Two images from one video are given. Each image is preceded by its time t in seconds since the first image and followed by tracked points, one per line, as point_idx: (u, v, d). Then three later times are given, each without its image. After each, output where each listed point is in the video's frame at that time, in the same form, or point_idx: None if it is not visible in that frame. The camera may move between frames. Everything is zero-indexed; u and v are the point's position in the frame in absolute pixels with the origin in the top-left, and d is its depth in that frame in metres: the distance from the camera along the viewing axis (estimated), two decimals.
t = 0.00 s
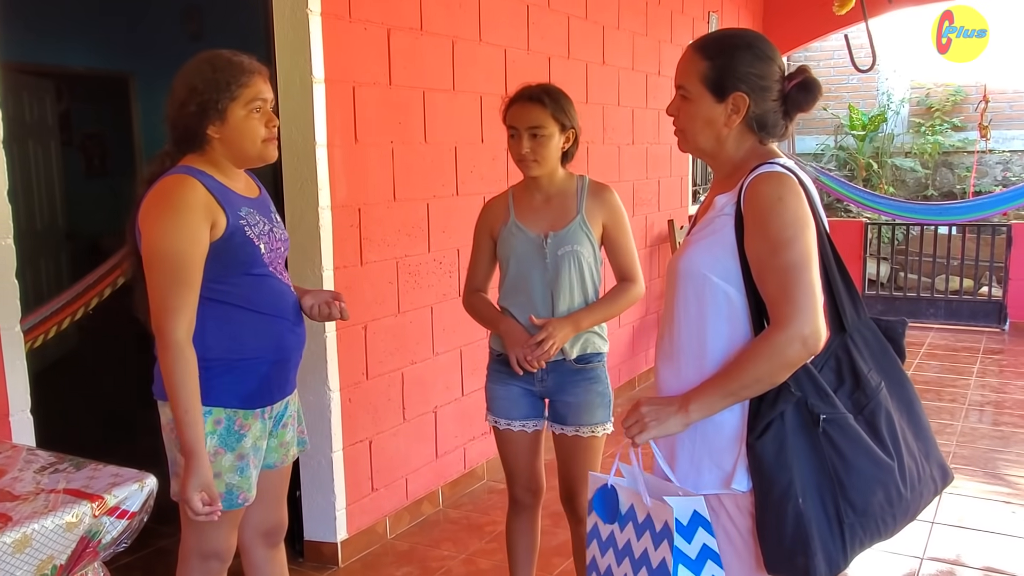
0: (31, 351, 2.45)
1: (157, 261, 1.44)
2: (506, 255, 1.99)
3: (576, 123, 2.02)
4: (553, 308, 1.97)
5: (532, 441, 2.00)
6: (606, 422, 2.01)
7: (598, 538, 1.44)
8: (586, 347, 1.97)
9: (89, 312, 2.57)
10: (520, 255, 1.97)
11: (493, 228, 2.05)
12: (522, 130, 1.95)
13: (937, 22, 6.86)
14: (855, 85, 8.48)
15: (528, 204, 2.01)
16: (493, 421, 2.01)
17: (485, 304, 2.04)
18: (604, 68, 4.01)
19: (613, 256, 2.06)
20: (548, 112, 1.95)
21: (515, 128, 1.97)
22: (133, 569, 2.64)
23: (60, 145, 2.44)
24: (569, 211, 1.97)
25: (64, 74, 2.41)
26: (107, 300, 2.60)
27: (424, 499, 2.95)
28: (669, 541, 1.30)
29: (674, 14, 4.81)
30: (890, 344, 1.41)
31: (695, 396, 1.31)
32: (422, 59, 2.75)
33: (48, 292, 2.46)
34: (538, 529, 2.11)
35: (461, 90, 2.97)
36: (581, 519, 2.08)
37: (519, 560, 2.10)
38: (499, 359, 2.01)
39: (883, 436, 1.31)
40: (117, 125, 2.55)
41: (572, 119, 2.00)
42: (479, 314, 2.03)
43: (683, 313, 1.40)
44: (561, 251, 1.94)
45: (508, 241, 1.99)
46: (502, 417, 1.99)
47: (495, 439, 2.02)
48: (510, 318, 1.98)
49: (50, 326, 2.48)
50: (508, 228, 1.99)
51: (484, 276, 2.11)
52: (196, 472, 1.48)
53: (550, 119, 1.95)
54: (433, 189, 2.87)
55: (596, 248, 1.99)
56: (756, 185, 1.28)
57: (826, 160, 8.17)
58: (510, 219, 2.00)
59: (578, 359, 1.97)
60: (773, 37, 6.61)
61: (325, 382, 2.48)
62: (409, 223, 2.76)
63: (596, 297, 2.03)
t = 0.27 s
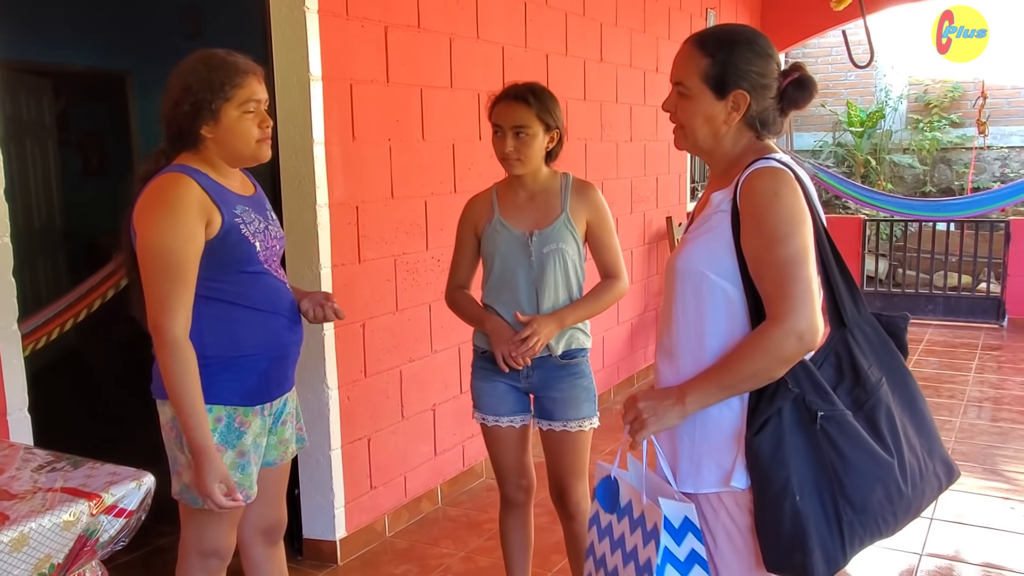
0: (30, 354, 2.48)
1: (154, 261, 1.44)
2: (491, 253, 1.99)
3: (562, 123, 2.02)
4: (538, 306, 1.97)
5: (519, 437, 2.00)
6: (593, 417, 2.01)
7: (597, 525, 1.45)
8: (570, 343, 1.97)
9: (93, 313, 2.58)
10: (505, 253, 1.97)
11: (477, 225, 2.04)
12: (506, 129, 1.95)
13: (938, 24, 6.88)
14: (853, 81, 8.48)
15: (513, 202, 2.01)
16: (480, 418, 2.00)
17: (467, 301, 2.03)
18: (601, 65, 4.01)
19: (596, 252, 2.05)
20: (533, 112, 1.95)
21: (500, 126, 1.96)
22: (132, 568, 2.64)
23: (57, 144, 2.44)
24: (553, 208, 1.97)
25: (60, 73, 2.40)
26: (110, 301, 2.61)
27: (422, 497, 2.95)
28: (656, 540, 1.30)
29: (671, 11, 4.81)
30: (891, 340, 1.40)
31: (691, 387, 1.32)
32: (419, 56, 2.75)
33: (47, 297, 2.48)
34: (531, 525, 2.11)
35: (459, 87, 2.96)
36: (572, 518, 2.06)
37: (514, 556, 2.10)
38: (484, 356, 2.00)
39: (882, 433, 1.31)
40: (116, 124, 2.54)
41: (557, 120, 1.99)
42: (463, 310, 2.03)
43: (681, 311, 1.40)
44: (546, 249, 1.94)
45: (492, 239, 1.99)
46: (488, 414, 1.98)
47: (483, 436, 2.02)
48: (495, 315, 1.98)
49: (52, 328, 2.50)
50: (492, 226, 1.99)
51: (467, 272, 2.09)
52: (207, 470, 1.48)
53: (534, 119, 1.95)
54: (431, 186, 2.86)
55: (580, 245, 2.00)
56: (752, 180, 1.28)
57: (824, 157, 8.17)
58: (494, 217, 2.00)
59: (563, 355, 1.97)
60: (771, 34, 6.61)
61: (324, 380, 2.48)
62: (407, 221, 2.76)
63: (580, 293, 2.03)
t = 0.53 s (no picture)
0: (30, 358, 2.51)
1: (156, 261, 1.44)
2: (476, 251, 1.99)
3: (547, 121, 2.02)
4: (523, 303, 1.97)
5: (507, 432, 2.00)
6: (579, 412, 2.01)
7: (579, 480, 1.53)
8: (555, 340, 1.98)
9: (95, 319, 2.58)
10: (490, 251, 1.97)
11: (461, 223, 2.04)
12: (492, 128, 1.95)
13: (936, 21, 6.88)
14: (849, 76, 8.48)
15: (498, 199, 2.00)
16: (468, 417, 2.00)
17: (452, 300, 2.04)
18: (598, 62, 4.00)
19: (580, 250, 2.07)
20: (519, 110, 1.94)
21: (486, 125, 1.96)
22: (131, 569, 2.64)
23: (54, 144, 2.44)
24: (539, 207, 1.98)
25: (55, 73, 2.40)
26: (112, 306, 2.59)
27: (422, 495, 2.95)
28: (631, 492, 1.35)
29: (668, 7, 4.80)
30: (892, 337, 1.36)
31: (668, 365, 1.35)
32: (415, 54, 2.74)
33: (43, 307, 2.51)
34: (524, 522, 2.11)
35: (455, 85, 2.96)
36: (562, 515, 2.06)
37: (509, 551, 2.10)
38: (468, 354, 2.00)
39: (881, 432, 1.27)
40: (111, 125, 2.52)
41: (543, 118, 1.99)
42: (448, 308, 2.03)
43: (678, 307, 1.39)
44: (533, 248, 1.95)
45: (478, 237, 1.98)
46: (476, 411, 1.98)
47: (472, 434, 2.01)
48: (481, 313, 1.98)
49: (55, 331, 2.53)
50: (478, 224, 1.98)
51: (452, 270, 2.09)
52: (261, 438, 1.53)
53: (520, 118, 1.94)
54: (428, 184, 2.86)
55: (565, 243, 2.00)
56: (749, 176, 1.27)
57: (821, 152, 8.17)
58: (479, 216, 1.99)
59: (548, 352, 1.97)
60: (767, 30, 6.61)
61: (322, 379, 2.47)
62: (404, 219, 2.76)
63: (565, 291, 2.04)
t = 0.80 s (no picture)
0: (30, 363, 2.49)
1: (149, 263, 1.44)
2: (466, 251, 1.98)
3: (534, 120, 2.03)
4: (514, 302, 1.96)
5: (503, 430, 2.00)
6: (573, 408, 2.02)
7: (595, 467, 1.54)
8: (547, 337, 1.99)
9: (97, 321, 2.59)
10: (481, 250, 1.96)
11: (450, 223, 2.03)
12: (481, 126, 1.94)
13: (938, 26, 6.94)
14: (846, 70, 8.49)
15: (487, 199, 2.00)
16: (463, 417, 1.99)
17: (442, 300, 2.03)
18: (595, 59, 4.00)
19: (568, 249, 2.08)
20: (508, 109, 1.94)
21: (475, 123, 1.96)
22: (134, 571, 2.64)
23: (50, 147, 2.43)
24: (528, 206, 1.98)
25: (51, 75, 2.39)
26: (113, 309, 2.61)
27: (423, 493, 2.95)
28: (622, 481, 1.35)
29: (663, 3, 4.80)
30: (892, 339, 1.32)
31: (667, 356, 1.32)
32: (412, 52, 2.74)
33: (42, 313, 2.50)
34: (524, 521, 2.11)
35: (452, 83, 2.96)
36: (561, 514, 2.06)
37: (509, 549, 2.11)
38: (461, 354, 2.00)
39: (877, 437, 1.23)
40: (108, 126, 2.52)
41: (531, 115, 2.00)
42: (437, 308, 2.02)
43: (677, 305, 1.38)
44: (524, 246, 1.94)
45: (469, 236, 1.97)
46: (471, 411, 1.97)
47: (468, 434, 2.01)
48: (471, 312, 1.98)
49: (57, 335, 2.52)
50: (468, 224, 1.98)
51: (441, 270, 2.08)
52: (249, 441, 1.52)
53: (510, 116, 1.94)
54: (426, 183, 2.86)
55: (555, 241, 2.01)
56: (750, 173, 1.25)
57: (818, 146, 8.17)
58: (469, 215, 1.99)
59: (540, 349, 1.97)
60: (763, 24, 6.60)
61: (322, 379, 2.47)
62: (402, 218, 2.75)
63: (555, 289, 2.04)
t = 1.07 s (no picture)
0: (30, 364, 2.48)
1: (150, 268, 1.43)
2: (463, 251, 1.97)
3: (527, 117, 2.03)
4: (513, 300, 1.97)
5: (504, 429, 2.00)
6: (573, 404, 2.03)
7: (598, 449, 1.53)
8: (546, 334, 1.99)
9: (94, 320, 2.58)
10: (478, 251, 1.96)
11: (445, 224, 2.02)
12: (478, 125, 1.93)
13: (937, 22, 6.88)
14: (844, 66, 8.49)
15: (482, 198, 2.00)
16: (463, 417, 1.99)
17: (438, 301, 2.02)
18: (593, 57, 4.00)
19: (563, 246, 2.09)
20: (504, 107, 1.94)
21: (470, 123, 1.95)
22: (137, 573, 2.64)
23: (48, 150, 2.43)
24: (523, 204, 1.98)
25: (49, 78, 2.39)
26: (110, 309, 2.60)
27: (425, 493, 2.95)
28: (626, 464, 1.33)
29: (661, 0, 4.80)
30: (890, 344, 1.30)
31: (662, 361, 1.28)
32: (410, 51, 2.74)
33: (41, 313, 2.48)
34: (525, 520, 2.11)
35: (451, 82, 2.95)
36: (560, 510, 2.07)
37: (510, 547, 2.11)
38: (461, 355, 1.99)
39: (872, 442, 1.21)
40: (106, 129, 2.51)
41: (524, 113, 2.00)
42: (433, 310, 2.01)
43: (673, 306, 1.36)
44: (522, 245, 1.95)
45: (465, 237, 1.97)
46: (472, 411, 1.97)
47: (468, 434, 2.01)
48: (471, 312, 1.97)
49: (53, 336, 2.51)
50: (464, 224, 1.97)
51: (436, 272, 2.08)
52: (165, 476, 1.42)
53: (505, 114, 1.94)
54: (425, 182, 2.86)
55: (551, 237, 2.01)
56: (748, 173, 1.22)
57: (817, 143, 8.17)
58: (465, 216, 1.98)
59: (540, 346, 1.98)
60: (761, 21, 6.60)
61: (324, 380, 2.47)
62: (402, 217, 2.75)
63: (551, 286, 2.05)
